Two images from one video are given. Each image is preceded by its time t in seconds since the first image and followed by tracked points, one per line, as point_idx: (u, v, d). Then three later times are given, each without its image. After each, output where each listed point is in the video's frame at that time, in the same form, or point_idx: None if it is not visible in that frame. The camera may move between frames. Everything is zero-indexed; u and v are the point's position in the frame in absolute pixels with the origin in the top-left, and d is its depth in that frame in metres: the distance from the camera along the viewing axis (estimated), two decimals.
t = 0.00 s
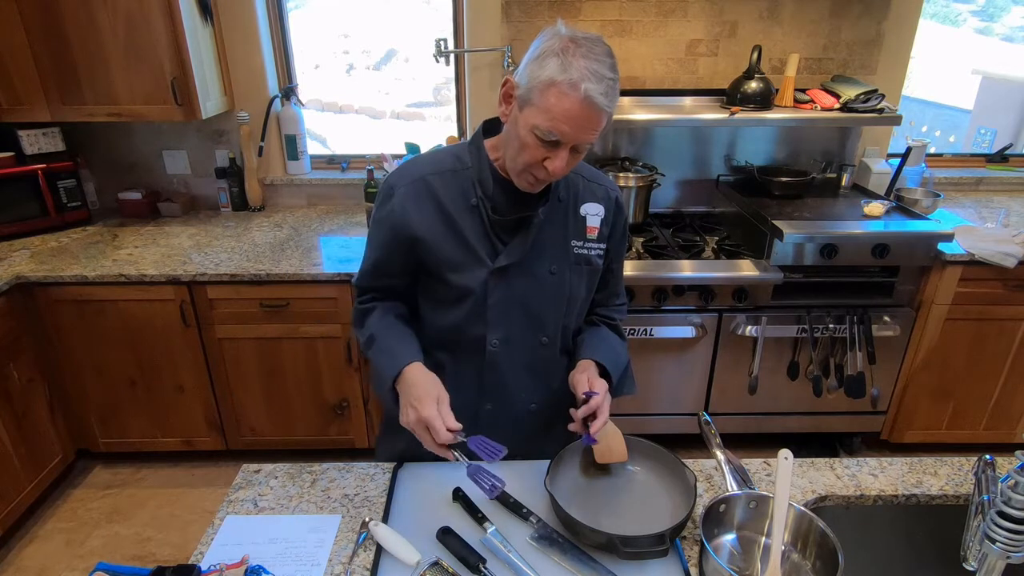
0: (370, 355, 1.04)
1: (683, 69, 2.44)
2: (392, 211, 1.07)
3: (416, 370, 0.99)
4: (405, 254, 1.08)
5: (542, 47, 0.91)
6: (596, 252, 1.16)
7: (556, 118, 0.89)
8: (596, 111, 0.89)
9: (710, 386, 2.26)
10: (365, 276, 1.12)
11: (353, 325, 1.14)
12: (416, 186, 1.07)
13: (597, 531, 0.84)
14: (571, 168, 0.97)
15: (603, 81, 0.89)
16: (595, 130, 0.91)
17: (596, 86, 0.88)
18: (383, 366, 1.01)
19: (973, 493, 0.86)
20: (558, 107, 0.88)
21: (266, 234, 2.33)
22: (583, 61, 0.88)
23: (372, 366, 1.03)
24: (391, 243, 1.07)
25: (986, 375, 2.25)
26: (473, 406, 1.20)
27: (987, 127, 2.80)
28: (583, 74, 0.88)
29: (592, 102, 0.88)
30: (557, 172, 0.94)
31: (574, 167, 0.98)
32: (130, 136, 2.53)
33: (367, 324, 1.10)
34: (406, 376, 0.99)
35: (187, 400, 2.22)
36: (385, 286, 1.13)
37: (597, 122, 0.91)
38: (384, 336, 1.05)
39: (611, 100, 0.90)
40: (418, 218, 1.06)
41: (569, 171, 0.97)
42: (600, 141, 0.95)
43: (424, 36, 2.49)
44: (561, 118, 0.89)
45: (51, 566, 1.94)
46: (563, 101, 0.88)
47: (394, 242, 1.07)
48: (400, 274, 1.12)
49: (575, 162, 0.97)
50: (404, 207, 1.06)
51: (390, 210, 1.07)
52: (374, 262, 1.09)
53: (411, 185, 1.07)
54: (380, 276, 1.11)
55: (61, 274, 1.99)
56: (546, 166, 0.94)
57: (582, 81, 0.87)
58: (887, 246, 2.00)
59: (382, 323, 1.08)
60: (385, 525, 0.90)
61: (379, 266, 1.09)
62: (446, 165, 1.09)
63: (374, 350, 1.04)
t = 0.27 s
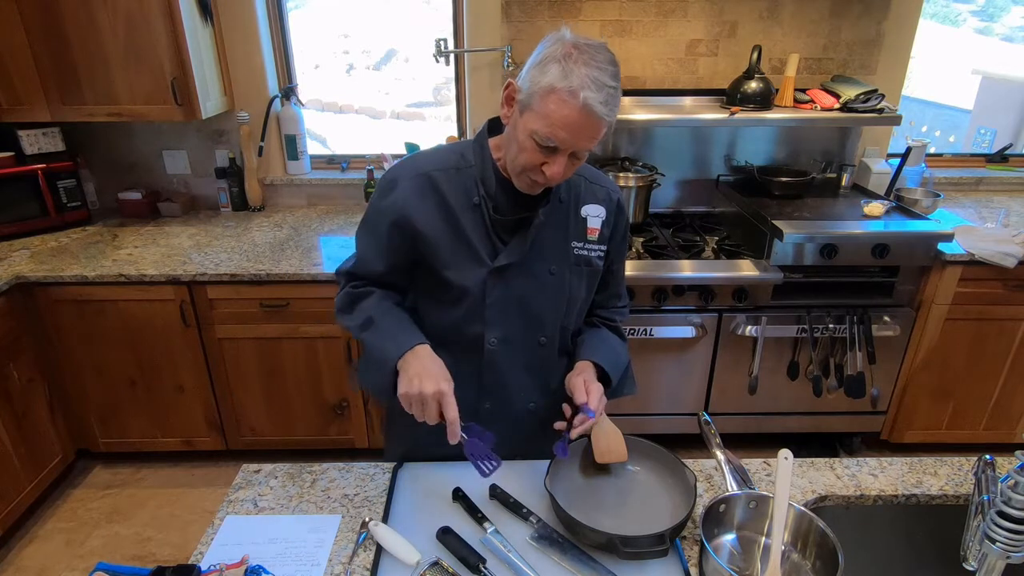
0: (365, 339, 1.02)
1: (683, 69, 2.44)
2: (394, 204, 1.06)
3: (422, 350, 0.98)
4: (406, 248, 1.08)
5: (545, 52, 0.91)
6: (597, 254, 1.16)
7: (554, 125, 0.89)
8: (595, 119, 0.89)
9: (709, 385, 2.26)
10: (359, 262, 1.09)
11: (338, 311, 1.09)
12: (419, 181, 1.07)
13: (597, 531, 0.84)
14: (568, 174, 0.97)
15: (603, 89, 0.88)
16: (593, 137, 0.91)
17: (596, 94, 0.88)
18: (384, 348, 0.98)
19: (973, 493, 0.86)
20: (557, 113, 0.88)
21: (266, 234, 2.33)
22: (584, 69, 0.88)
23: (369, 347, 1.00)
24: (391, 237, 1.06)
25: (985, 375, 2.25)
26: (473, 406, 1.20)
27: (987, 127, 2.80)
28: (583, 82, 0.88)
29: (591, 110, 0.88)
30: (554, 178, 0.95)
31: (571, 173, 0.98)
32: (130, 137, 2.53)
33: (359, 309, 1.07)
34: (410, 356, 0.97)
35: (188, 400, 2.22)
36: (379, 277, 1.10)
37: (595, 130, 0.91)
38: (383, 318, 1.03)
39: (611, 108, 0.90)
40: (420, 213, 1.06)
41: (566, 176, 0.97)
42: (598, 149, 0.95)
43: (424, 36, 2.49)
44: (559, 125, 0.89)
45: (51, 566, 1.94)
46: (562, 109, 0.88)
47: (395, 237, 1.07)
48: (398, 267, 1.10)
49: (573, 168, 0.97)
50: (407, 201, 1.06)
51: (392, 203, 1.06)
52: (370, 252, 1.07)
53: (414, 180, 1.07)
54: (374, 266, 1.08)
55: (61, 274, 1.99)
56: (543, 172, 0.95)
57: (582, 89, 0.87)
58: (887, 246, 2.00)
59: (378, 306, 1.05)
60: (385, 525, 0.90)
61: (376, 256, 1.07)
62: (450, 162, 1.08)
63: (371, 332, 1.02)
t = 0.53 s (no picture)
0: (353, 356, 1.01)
1: (683, 68, 2.44)
2: (397, 205, 1.06)
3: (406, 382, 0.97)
4: (409, 250, 1.08)
5: (557, 53, 0.91)
6: (598, 255, 1.16)
7: (564, 127, 0.89)
8: (605, 122, 0.89)
9: (709, 385, 2.26)
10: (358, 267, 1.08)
11: (335, 320, 1.10)
12: (422, 183, 1.07)
13: (598, 531, 0.84)
14: (576, 176, 0.97)
15: (615, 93, 0.89)
16: (602, 141, 0.92)
17: (608, 97, 0.88)
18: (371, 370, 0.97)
19: (973, 493, 0.86)
20: (568, 116, 0.88)
21: (266, 234, 2.33)
22: (596, 72, 0.88)
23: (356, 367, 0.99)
24: (395, 238, 1.06)
25: (985, 375, 2.25)
26: (473, 407, 1.20)
27: (987, 127, 2.80)
28: (595, 84, 0.88)
29: (602, 113, 0.88)
30: (563, 179, 0.95)
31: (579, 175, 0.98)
32: (130, 137, 2.53)
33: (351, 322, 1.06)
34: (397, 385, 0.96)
35: (187, 400, 2.22)
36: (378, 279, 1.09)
37: (606, 133, 0.91)
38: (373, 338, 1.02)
39: (621, 112, 0.91)
40: (423, 215, 1.06)
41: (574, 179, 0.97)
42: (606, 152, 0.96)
43: (425, 36, 2.49)
44: (570, 126, 0.89)
45: (51, 566, 1.94)
46: (573, 111, 0.88)
47: (398, 237, 1.07)
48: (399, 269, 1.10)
49: (580, 171, 0.97)
50: (410, 202, 1.06)
51: (395, 205, 1.06)
52: (371, 254, 1.07)
53: (418, 180, 1.07)
54: (375, 268, 1.08)
55: (61, 274, 1.99)
56: (551, 173, 0.95)
57: (594, 92, 0.87)
58: (887, 246, 2.00)
59: (370, 323, 1.05)
60: (385, 525, 0.90)
61: (378, 258, 1.07)
62: (454, 162, 1.09)
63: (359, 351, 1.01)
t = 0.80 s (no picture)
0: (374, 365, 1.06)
1: (683, 68, 2.44)
2: (396, 212, 1.07)
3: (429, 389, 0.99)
4: (409, 255, 1.09)
5: (558, 54, 0.91)
6: (597, 255, 1.16)
7: (565, 127, 0.89)
8: (606, 123, 0.89)
9: (709, 385, 2.26)
10: (364, 277, 1.11)
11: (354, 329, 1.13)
12: (419, 188, 1.07)
13: (598, 531, 0.84)
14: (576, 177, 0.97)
15: (616, 94, 0.89)
16: (603, 141, 0.92)
17: (609, 98, 0.88)
18: (393, 380, 1.02)
19: (973, 493, 0.86)
20: (569, 116, 0.88)
21: (266, 234, 2.33)
22: (597, 72, 0.88)
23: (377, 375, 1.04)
24: (394, 244, 1.07)
25: (985, 375, 2.25)
26: (474, 407, 1.20)
27: (987, 127, 2.80)
28: (596, 85, 0.88)
29: (603, 114, 0.88)
30: (563, 180, 0.95)
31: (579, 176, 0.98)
32: (130, 137, 2.53)
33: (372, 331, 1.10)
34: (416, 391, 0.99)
35: (187, 400, 2.22)
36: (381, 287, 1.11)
37: (606, 133, 0.91)
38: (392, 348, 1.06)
39: (621, 113, 0.91)
40: (422, 220, 1.06)
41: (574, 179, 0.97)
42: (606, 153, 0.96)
43: (425, 36, 2.49)
44: (571, 127, 0.89)
45: (51, 566, 1.94)
46: (574, 112, 0.88)
47: (397, 243, 1.07)
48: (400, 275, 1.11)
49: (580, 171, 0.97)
50: (408, 208, 1.06)
51: (393, 212, 1.07)
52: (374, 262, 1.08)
53: (415, 186, 1.07)
54: (378, 276, 1.09)
55: (61, 274, 1.99)
56: (551, 174, 0.95)
57: (595, 92, 0.87)
58: (887, 246, 2.00)
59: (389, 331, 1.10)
60: (385, 525, 0.90)
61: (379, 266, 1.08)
62: (450, 165, 1.09)
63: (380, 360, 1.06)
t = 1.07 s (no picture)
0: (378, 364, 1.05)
1: (683, 68, 2.44)
2: (397, 211, 1.06)
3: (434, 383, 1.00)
4: (411, 256, 1.08)
5: (559, 53, 0.91)
6: (598, 256, 1.17)
7: (566, 127, 0.89)
8: (607, 122, 0.89)
9: (709, 385, 2.26)
10: (365, 277, 1.11)
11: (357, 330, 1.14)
12: (420, 187, 1.07)
13: (598, 531, 0.84)
14: (577, 176, 0.97)
15: (617, 93, 0.89)
16: (604, 141, 0.92)
17: (610, 98, 0.88)
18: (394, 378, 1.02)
19: (973, 493, 0.86)
20: (570, 115, 0.88)
21: (266, 234, 2.33)
22: (598, 71, 0.88)
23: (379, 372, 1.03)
24: (395, 244, 1.07)
25: (986, 375, 2.25)
26: (475, 408, 1.20)
27: (987, 127, 2.80)
28: (597, 84, 0.88)
29: (604, 113, 0.88)
30: (564, 180, 0.95)
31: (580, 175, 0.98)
32: (130, 137, 2.53)
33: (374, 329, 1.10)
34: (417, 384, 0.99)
35: (187, 400, 2.22)
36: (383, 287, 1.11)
37: (607, 133, 0.91)
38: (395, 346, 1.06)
39: (623, 112, 0.91)
40: (423, 220, 1.06)
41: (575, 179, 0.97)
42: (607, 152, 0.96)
43: (425, 37, 2.49)
44: (572, 127, 0.89)
45: (51, 566, 1.94)
46: (575, 111, 0.88)
47: (398, 242, 1.07)
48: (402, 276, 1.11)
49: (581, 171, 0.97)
50: (409, 207, 1.06)
51: (395, 211, 1.06)
52: (375, 262, 1.08)
53: (416, 186, 1.07)
54: (380, 277, 1.09)
55: (61, 274, 1.99)
56: (553, 173, 0.95)
57: (596, 92, 0.87)
58: (887, 246, 2.00)
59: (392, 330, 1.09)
60: (385, 525, 0.90)
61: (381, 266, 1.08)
62: (451, 165, 1.08)
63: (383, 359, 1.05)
